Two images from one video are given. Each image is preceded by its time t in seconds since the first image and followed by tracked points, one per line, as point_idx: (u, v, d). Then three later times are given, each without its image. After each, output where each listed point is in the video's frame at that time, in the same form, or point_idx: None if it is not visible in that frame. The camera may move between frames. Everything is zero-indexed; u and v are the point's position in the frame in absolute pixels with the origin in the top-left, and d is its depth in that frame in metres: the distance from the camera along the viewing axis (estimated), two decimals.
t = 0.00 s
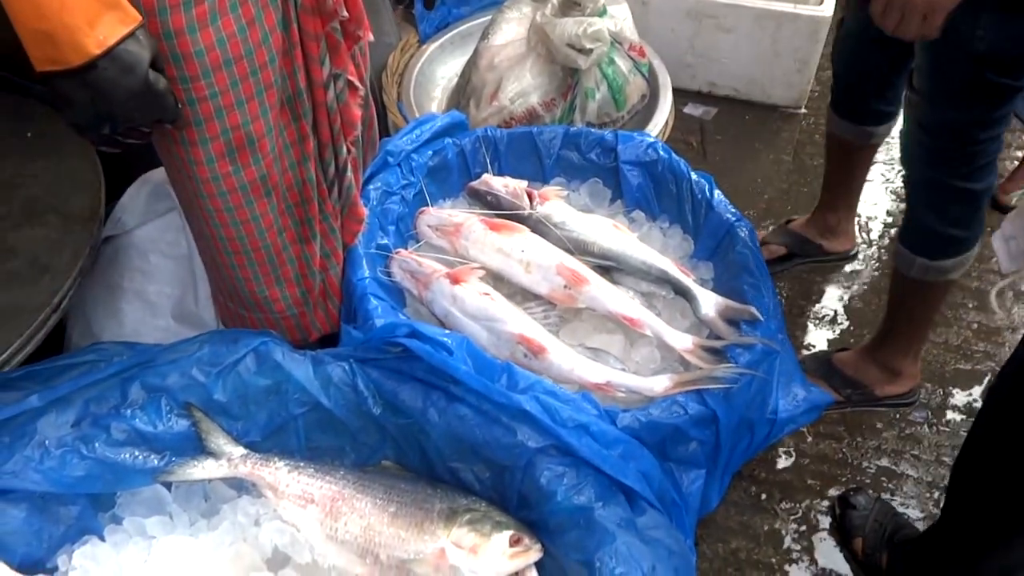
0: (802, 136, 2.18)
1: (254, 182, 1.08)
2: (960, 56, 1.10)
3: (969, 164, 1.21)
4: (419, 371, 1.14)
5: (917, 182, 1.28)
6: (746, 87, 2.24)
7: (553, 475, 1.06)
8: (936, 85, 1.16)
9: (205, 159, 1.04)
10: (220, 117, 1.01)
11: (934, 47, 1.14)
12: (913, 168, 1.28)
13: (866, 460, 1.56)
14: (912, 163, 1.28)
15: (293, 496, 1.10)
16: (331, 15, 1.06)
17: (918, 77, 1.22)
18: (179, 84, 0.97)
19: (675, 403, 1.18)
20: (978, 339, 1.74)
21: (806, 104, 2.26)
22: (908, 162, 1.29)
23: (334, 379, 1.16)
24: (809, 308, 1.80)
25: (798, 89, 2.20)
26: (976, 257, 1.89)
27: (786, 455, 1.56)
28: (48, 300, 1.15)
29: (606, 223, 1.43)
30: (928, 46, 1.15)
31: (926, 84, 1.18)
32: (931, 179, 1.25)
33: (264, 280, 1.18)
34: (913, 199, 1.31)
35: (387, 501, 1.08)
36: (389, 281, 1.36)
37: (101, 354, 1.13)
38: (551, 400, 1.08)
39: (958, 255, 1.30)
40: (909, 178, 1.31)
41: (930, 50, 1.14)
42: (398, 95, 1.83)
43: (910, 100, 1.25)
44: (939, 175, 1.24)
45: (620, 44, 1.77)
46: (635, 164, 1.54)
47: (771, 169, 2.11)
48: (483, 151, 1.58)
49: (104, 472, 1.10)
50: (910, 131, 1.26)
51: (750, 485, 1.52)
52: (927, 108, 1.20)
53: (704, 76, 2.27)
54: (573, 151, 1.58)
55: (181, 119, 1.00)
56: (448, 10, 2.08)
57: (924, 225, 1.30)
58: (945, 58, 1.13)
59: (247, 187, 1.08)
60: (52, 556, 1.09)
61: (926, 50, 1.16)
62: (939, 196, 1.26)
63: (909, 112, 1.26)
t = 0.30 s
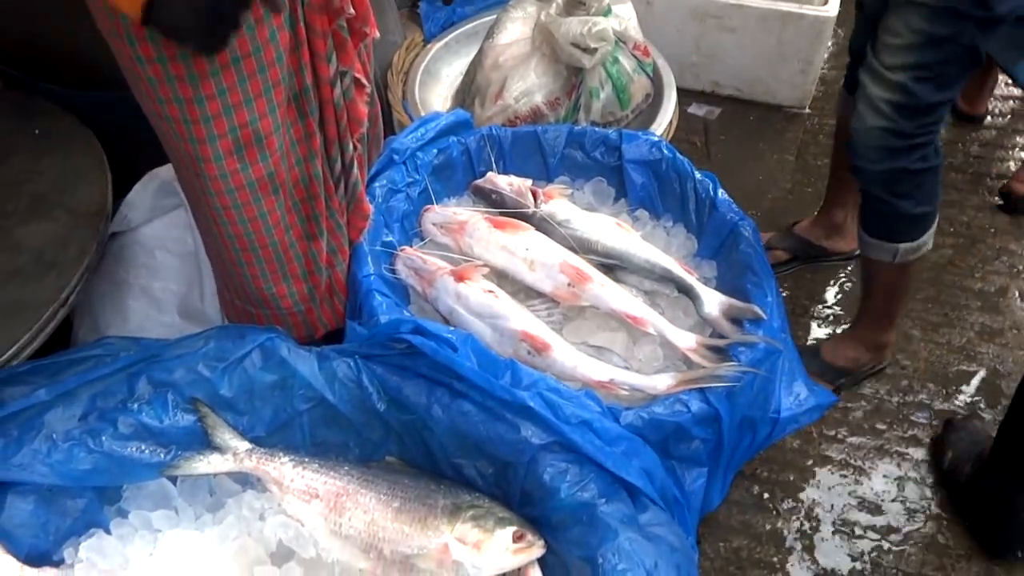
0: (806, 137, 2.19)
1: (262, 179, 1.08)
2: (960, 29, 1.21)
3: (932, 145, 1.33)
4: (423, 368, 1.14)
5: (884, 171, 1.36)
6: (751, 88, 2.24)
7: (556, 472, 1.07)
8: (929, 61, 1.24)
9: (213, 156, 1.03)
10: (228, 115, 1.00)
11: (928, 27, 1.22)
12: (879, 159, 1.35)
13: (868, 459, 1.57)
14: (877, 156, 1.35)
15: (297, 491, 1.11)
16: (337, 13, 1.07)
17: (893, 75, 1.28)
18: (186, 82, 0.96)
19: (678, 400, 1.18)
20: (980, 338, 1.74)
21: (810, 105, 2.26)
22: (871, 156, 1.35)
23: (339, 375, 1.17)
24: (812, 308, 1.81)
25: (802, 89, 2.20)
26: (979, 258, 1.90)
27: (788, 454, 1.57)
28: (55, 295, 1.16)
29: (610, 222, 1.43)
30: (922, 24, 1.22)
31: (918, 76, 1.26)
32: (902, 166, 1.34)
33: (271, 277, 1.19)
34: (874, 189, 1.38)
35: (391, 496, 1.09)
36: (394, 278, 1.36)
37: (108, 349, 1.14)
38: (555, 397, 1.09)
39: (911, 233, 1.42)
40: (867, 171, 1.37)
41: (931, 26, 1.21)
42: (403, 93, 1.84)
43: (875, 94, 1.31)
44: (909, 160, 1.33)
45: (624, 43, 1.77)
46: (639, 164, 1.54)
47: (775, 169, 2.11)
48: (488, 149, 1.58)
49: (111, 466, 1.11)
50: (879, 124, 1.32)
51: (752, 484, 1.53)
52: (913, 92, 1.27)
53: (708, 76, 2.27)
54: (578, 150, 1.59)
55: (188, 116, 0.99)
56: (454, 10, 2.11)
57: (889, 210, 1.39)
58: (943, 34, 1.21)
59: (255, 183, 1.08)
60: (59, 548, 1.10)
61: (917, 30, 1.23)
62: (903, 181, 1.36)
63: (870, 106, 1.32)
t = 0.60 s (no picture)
0: (811, 142, 2.19)
1: (270, 177, 1.09)
2: (985, 26, 1.24)
3: (958, 127, 1.35)
4: (428, 369, 1.15)
5: (915, 154, 1.36)
6: (757, 92, 2.25)
7: (560, 474, 1.07)
8: (959, 53, 1.26)
9: (221, 155, 1.04)
10: (237, 114, 1.00)
11: (961, 16, 1.23)
12: (909, 144, 1.35)
13: (871, 465, 1.56)
14: (907, 140, 1.35)
15: (301, 491, 1.11)
16: (346, 13, 1.09)
17: (923, 64, 1.29)
18: (196, 81, 0.96)
19: (682, 405, 1.17)
20: (985, 345, 1.74)
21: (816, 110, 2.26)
22: (902, 141, 1.36)
23: (343, 375, 1.17)
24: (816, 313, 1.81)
25: (809, 95, 2.20)
26: (984, 265, 1.89)
27: (791, 459, 1.57)
28: (62, 292, 1.16)
29: (615, 225, 1.43)
30: (950, 20, 1.24)
31: (949, 63, 1.27)
32: (932, 149, 1.35)
33: (277, 276, 1.19)
34: (902, 175, 1.39)
35: (394, 497, 1.09)
36: (399, 279, 1.36)
37: (114, 347, 1.15)
38: (559, 400, 1.09)
39: (935, 215, 1.43)
40: (896, 157, 1.38)
41: (958, 27, 1.24)
42: (409, 94, 1.84)
43: (905, 80, 1.31)
44: (938, 142, 1.35)
45: (632, 47, 1.78)
46: (645, 167, 1.54)
47: (780, 174, 2.11)
48: (494, 151, 1.58)
49: (116, 463, 1.11)
50: (910, 109, 1.32)
51: (755, 489, 1.53)
52: (944, 79, 1.28)
53: (714, 80, 2.27)
54: (584, 153, 1.59)
55: (197, 115, 1.00)
56: (462, 10, 2.10)
57: (915, 193, 1.40)
58: (972, 29, 1.24)
59: (263, 182, 1.08)
60: (63, 545, 1.11)
61: (947, 26, 1.24)
62: (931, 163, 1.37)
63: (900, 92, 1.33)
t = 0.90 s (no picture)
0: (809, 147, 2.18)
1: (261, 184, 1.08)
2: (964, 28, 1.24)
3: (945, 128, 1.35)
4: (421, 377, 1.14)
5: (903, 156, 1.36)
6: (754, 97, 2.24)
7: (553, 483, 1.06)
8: (940, 54, 1.26)
9: (212, 162, 1.03)
10: (227, 120, 1.00)
11: (939, 18, 1.23)
12: (897, 146, 1.35)
13: (867, 472, 1.56)
14: (894, 143, 1.35)
15: (293, 499, 1.10)
16: (336, 18, 1.09)
17: (905, 68, 1.29)
18: (186, 88, 0.96)
19: (676, 413, 1.17)
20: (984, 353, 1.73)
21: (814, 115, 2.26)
22: (889, 143, 1.35)
23: (336, 383, 1.17)
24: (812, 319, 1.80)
25: (807, 99, 2.20)
26: (981, 270, 1.89)
27: (787, 466, 1.57)
28: (54, 298, 1.16)
29: (611, 232, 1.43)
30: (928, 23, 1.24)
31: (930, 66, 1.27)
32: (919, 150, 1.35)
33: (270, 283, 1.19)
34: (891, 177, 1.39)
35: (387, 506, 1.09)
36: (393, 285, 1.36)
37: (106, 354, 1.14)
38: (553, 409, 1.09)
39: (925, 216, 1.43)
40: (884, 159, 1.38)
41: (937, 29, 1.24)
42: (406, 98, 1.83)
43: (888, 83, 1.31)
44: (925, 144, 1.35)
45: (628, 52, 1.77)
46: (641, 173, 1.54)
47: (777, 179, 2.11)
48: (489, 157, 1.58)
49: (106, 472, 1.10)
50: (895, 111, 1.32)
51: (750, 496, 1.52)
52: (927, 81, 1.28)
53: (712, 84, 2.27)
54: (580, 159, 1.58)
55: (187, 122, 0.99)
56: (459, 14, 2.11)
57: (905, 194, 1.39)
58: (951, 31, 1.24)
59: (254, 189, 1.08)
60: (53, 555, 1.10)
61: (925, 28, 1.24)
62: (919, 164, 1.37)
63: (884, 95, 1.33)
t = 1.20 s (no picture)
0: (810, 152, 2.18)
1: (265, 188, 1.08)
2: (956, 33, 1.24)
3: (937, 132, 1.35)
4: (422, 386, 1.14)
5: (897, 161, 1.36)
6: (754, 102, 2.24)
7: (555, 493, 1.06)
8: (933, 59, 1.27)
9: (216, 168, 1.03)
10: (232, 125, 1.00)
11: (930, 24, 1.23)
12: (891, 152, 1.35)
13: (867, 479, 1.56)
14: (887, 148, 1.35)
15: (294, 508, 1.11)
16: (338, 21, 1.08)
17: (898, 74, 1.29)
18: (190, 93, 0.95)
19: (678, 421, 1.16)
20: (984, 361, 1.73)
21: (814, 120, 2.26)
22: (882, 149, 1.35)
23: (338, 392, 1.17)
24: (812, 325, 1.80)
25: (807, 105, 2.20)
26: (981, 276, 1.89)
27: (787, 473, 1.57)
28: (54, 306, 1.15)
29: (611, 239, 1.43)
30: (920, 29, 1.24)
31: (923, 72, 1.28)
32: (913, 155, 1.35)
33: (273, 288, 1.19)
34: (885, 182, 1.38)
35: (388, 515, 1.09)
36: (393, 292, 1.36)
37: (107, 362, 1.14)
38: (554, 418, 1.09)
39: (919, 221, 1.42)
40: (879, 164, 1.37)
41: (929, 35, 1.24)
42: (406, 104, 1.84)
43: (882, 89, 1.32)
44: (918, 148, 1.35)
45: (628, 58, 1.77)
46: (641, 180, 1.54)
47: (778, 184, 2.11)
48: (490, 164, 1.58)
49: (106, 481, 1.10)
50: (889, 117, 1.32)
51: (751, 504, 1.53)
52: (920, 86, 1.29)
53: (711, 90, 2.27)
54: (580, 165, 1.58)
55: (191, 128, 0.99)
56: (460, 21, 2.12)
57: (900, 199, 1.39)
58: (943, 36, 1.24)
59: (258, 193, 1.08)
60: (53, 564, 1.10)
61: (917, 34, 1.25)
62: (913, 169, 1.37)
63: (877, 101, 1.33)
